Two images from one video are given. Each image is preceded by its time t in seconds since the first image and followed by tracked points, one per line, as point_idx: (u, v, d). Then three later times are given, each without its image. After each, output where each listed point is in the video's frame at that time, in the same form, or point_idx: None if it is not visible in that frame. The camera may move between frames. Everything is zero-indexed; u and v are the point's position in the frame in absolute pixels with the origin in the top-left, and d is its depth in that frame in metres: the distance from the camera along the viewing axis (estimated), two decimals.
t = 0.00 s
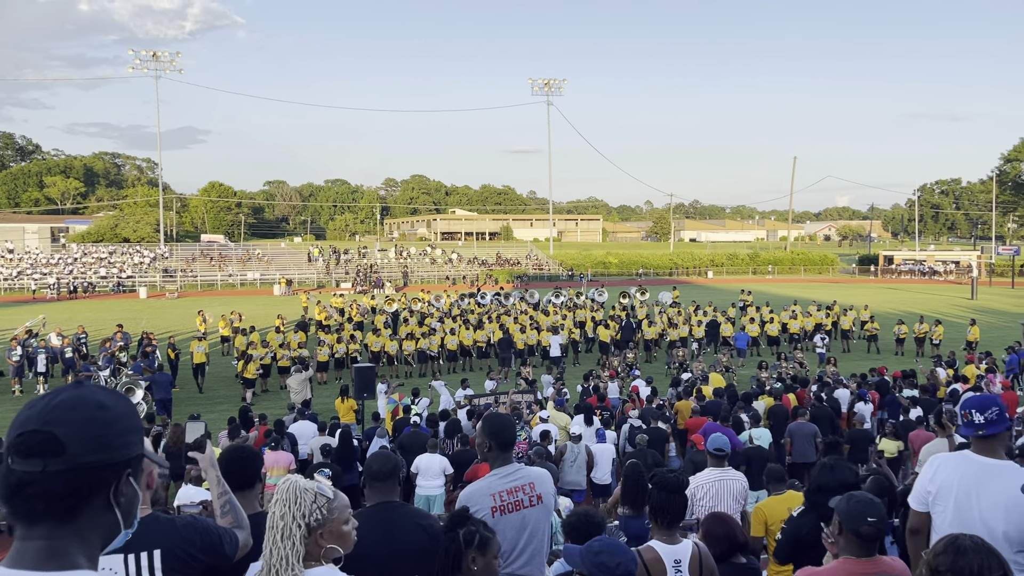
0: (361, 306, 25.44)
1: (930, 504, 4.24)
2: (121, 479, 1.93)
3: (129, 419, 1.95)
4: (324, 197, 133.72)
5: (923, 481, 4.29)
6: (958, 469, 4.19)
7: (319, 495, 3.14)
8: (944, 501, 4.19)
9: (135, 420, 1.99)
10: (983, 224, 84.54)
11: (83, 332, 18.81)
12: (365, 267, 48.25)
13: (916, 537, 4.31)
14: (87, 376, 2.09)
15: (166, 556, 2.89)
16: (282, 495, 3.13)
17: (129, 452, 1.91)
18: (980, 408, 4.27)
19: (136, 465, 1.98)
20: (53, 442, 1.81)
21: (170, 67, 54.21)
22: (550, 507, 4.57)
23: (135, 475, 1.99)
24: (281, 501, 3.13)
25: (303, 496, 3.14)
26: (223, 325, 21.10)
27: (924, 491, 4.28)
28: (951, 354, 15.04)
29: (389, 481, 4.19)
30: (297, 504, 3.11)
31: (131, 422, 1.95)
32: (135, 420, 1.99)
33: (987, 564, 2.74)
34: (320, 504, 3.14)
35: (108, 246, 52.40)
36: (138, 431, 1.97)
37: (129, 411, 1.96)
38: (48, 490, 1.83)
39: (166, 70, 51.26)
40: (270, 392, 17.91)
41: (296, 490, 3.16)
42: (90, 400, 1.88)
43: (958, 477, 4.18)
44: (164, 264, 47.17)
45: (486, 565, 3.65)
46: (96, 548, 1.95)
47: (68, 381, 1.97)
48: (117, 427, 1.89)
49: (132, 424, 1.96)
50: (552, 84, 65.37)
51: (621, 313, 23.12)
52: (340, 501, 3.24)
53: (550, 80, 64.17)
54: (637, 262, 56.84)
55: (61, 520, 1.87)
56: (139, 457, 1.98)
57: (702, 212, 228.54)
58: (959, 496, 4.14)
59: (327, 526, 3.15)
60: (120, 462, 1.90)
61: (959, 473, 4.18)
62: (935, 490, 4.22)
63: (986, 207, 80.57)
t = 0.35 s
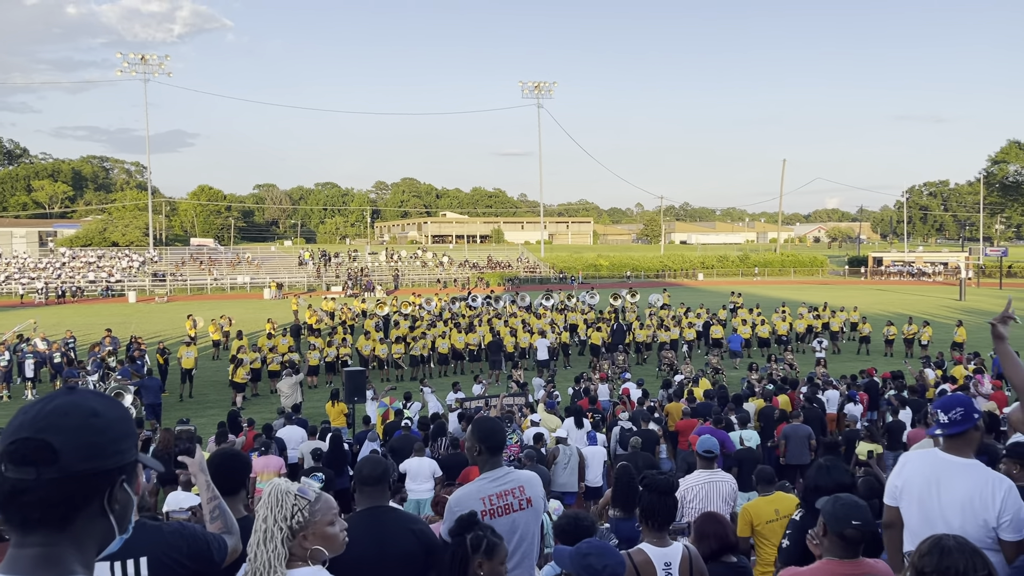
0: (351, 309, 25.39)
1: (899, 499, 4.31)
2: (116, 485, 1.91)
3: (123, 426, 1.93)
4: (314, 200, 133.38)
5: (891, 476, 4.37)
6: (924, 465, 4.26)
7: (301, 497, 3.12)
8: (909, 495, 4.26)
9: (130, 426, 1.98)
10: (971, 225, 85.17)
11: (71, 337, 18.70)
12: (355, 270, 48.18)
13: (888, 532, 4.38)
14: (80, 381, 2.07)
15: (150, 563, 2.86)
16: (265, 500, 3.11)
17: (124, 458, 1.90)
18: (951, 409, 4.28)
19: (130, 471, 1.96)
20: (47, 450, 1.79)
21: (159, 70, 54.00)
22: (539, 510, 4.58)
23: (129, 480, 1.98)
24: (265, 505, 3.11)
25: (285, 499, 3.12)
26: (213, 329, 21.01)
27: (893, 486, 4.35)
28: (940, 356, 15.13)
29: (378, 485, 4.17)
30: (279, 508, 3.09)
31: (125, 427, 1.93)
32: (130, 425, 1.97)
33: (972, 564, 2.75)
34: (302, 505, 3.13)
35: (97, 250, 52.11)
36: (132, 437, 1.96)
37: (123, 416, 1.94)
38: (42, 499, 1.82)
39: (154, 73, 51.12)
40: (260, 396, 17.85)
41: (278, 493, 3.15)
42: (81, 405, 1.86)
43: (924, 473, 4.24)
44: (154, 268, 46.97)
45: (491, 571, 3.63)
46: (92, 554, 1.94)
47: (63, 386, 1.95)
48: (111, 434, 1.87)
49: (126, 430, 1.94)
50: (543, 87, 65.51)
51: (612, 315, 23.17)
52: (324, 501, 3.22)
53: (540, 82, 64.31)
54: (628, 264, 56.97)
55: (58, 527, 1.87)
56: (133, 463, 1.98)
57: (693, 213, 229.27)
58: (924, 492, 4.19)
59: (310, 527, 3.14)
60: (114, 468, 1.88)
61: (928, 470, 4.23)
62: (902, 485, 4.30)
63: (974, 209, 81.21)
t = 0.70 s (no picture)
0: (343, 311, 25.35)
1: (876, 497, 4.32)
2: (104, 492, 1.90)
3: (112, 431, 1.92)
4: (305, 202, 133.07)
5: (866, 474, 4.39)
6: (897, 463, 4.28)
7: (299, 494, 3.14)
8: (884, 492, 4.28)
9: (118, 431, 1.96)
10: (961, 225, 85.60)
11: (60, 340, 18.60)
12: (346, 272, 48.09)
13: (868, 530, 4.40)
14: (67, 386, 2.05)
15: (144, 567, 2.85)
16: (267, 498, 3.12)
17: (112, 464, 1.88)
18: (918, 406, 4.33)
19: (118, 477, 1.94)
20: (36, 455, 1.78)
21: (148, 72, 53.78)
22: (531, 512, 4.58)
23: (116, 486, 1.96)
24: (265, 503, 3.12)
25: (285, 496, 3.13)
26: (204, 331, 20.95)
27: (869, 483, 4.37)
28: (930, 355, 15.18)
29: (370, 488, 4.16)
30: (282, 504, 3.10)
31: (114, 434, 1.91)
32: (117, 431, 1.95)
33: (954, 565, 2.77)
34: (300, 503, 3.13)
35: (86, 253, 51.86)
36: (121, 441, 1.94)
37: (111, 421, 1.92)
38: (29, 503, 1.80)
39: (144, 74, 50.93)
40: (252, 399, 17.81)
41: (278, 491, 3.17)
42: (73, 412, 1.85)
43: (898, 470, 4.26)
44: (144, 270, 46.77)
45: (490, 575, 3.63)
46: (78, 561, 1.93)
47: (51, 392, 1.93)
48: (102, 437, 1.86)
49: (115, 436, 1.92)
50: (534, 88, 65.58)
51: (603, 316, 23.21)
52: (323, 499, 3.24)
53: (532, 83, 64.37)
54: (620, 265, 57.01)
55: (46, 532, 1.85)
56: (122, 469, 1.96)
57: (685, 213, 229.59)
58: (898, 489, 4.22)
59: (310, 525, 3.14)
60: (103, 474, 1.86)
61: (901, 467, 4.26)
62: (877, 483, 4.32)
63: (963, 209, 81.71)
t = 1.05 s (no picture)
0: (336, 311, 25.32)
1: (867, 497, 4.32)
2: (82, 494, 1.91)
3: (90, 433, 1.91)
4: (298, 202, 132.76)
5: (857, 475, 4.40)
6: (887, 463, 4.29)
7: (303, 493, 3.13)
8: (874, 492, 4.29)
9: (96, 433, 1.95)
10: (953, 224, 85.92)
11: (52, 341, 18.55)
12: (340, 272, 48.04)
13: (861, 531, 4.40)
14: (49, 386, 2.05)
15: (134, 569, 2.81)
16: (264, 498, 3.10)
17: (90, 465, 1.89)
18: (904, 406, 4.36)
19: (95, 479, 1.95)
20: (13, 456, 1.77)
21: (140, 71, 53.51)
22: (523, 512, 4.59)
23: (95, 487, 1.97)
24: (262, 503, 3.10)
25: (285, 497, 3.11)
26: (197, 332, 20.90)
27: (861, 484, 4.38)
28: (921, 353, 15.23)
29: (362, 488, 4.15)
30: (281, 505, 3.08)
31: (92, 435, 1.92)
32: (95, 434, 1.95)
33: (940, 565, 2.76)
34: (304, 502, 3.14)
35: (78, 254, 51.69)
36: (99, 443, 1.94)
37: (89, 423, 1.92)
38: (8, 505, 1.79)
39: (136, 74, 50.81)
40: (245, 400, 17.78)
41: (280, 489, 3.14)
42: (52, 412, 1.85)
43: (887, 469, 4.27)
44: (136, 271, 46.61)
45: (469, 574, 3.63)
46: (56, 562, 1.92)
47: (31, 392, 1.93)
48: (80, 439, 1.86)
49: (93, 438, 1.92)
50: (527, 88, 65.66)
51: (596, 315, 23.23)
52: (323, 499, 3.25)
53: (525, 83, 64.53)
54: (614, 265, 57.02)
55: (22, 534, 1.84)
56: (99, 472, 1.96)
57: (679, 212, 230.00)
58: (888, 488, 4.23)
59: (311, 523, 3.15)
60: (81, 476, 1.87)
61: (891, 466, 4.26)
62: (867, 483, 4.33)
63: (955, 207, 82.09)
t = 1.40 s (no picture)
0: (331, 310, 25.31)
1: (864, 495, 4.33)
2: (69, 497, 1.90)
3: (79, 434, 1.91)
4: (293, 202, 132.67)
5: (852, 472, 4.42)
6: (886, 462, 4.29)
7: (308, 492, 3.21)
8: (874, 491, 4.28)
9: (86, 434, 1.95)
10: (947, 222, 86.23)
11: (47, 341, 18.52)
12: (335, 272, 48.06)
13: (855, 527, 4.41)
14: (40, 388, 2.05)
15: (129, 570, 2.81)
16: (270, 493, 3.14)
17: (79, 468, 1.88)
18: (906, 407, 4.37)
19: (83, 482, 1.94)
20: (3, 458, 1.77)
21: (134, 71, 53.38)
22: (517, 512, 4.59)
23: (83, 491, 1.96)
24: (264, 500, 3.14)
25: (290, 495, 3.16)
26: (192, 332, 20.87)
27: (858, 482, 4.38)
28: (915, 352, 15.27)
29: (356, 487, 4.14)
30: (287, 502, 3.13)
31: (81, 437, 1.91)
32: (85, 437, 1.94)
33: (940, 559, 2.78)
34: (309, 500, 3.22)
35: (73, 253, 51.59)
36: (88, 446, 1.93)
37: (79, 425, 1.91)
38: None
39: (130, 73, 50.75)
40: (240, 399, 17.76)
41: (285, 488, 3.18)
42: (41, 415, 1.84)
43: (887, 468, 4.27)
44: (130, 270, 46.56)
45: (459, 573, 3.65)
46: (44, 564, 1.91)
47: (20, 394, 1.92)
48: (68, 440, 1.85)
49: (82, 439, 1.92)
50: (522, 87, 65.77)
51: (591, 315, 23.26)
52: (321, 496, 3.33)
53: (520, 82, 64.66)
54: (609, 263, 57.11)
55: (10, 536, 1.84)
56: (87, 475, 1.95)
57: (675, 210, 230.38)
58: (888, 487, 4.23)
59: (313, 520, 3.23)
60: (68, 479, 1.86)
61: (888, 465, 4.28)
62: (865, 481, 4.33)
63: (948, 206, 82.38)
